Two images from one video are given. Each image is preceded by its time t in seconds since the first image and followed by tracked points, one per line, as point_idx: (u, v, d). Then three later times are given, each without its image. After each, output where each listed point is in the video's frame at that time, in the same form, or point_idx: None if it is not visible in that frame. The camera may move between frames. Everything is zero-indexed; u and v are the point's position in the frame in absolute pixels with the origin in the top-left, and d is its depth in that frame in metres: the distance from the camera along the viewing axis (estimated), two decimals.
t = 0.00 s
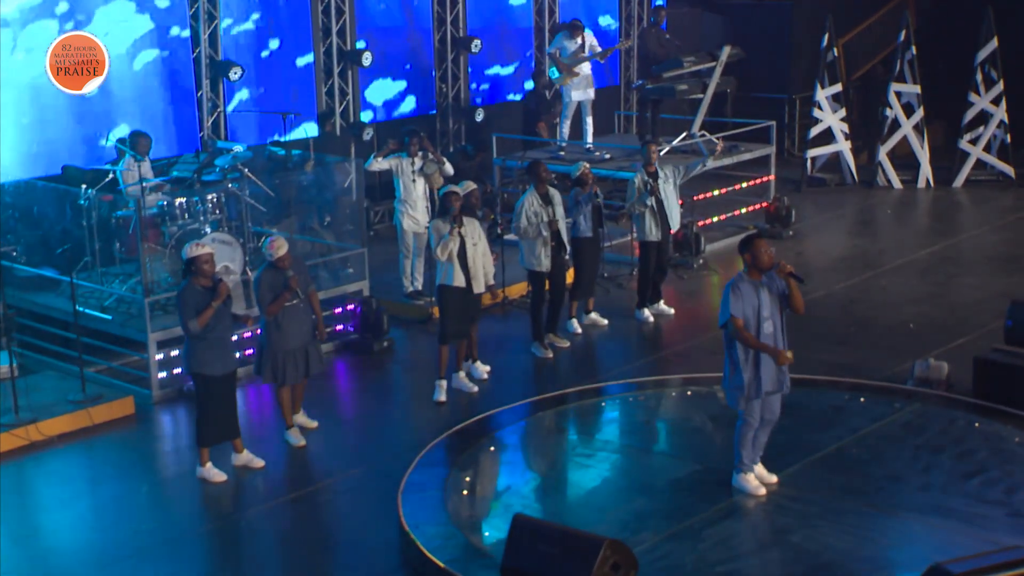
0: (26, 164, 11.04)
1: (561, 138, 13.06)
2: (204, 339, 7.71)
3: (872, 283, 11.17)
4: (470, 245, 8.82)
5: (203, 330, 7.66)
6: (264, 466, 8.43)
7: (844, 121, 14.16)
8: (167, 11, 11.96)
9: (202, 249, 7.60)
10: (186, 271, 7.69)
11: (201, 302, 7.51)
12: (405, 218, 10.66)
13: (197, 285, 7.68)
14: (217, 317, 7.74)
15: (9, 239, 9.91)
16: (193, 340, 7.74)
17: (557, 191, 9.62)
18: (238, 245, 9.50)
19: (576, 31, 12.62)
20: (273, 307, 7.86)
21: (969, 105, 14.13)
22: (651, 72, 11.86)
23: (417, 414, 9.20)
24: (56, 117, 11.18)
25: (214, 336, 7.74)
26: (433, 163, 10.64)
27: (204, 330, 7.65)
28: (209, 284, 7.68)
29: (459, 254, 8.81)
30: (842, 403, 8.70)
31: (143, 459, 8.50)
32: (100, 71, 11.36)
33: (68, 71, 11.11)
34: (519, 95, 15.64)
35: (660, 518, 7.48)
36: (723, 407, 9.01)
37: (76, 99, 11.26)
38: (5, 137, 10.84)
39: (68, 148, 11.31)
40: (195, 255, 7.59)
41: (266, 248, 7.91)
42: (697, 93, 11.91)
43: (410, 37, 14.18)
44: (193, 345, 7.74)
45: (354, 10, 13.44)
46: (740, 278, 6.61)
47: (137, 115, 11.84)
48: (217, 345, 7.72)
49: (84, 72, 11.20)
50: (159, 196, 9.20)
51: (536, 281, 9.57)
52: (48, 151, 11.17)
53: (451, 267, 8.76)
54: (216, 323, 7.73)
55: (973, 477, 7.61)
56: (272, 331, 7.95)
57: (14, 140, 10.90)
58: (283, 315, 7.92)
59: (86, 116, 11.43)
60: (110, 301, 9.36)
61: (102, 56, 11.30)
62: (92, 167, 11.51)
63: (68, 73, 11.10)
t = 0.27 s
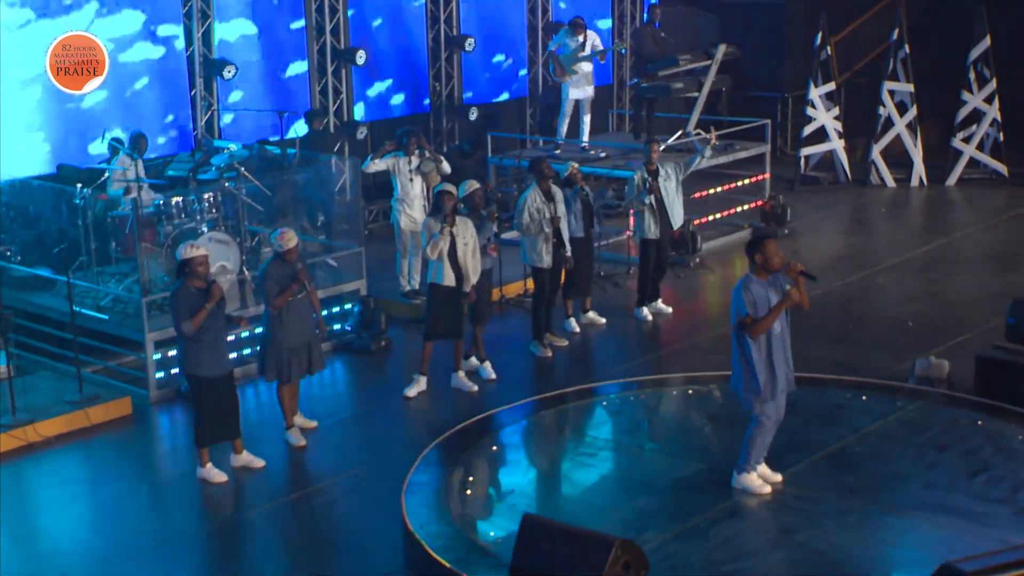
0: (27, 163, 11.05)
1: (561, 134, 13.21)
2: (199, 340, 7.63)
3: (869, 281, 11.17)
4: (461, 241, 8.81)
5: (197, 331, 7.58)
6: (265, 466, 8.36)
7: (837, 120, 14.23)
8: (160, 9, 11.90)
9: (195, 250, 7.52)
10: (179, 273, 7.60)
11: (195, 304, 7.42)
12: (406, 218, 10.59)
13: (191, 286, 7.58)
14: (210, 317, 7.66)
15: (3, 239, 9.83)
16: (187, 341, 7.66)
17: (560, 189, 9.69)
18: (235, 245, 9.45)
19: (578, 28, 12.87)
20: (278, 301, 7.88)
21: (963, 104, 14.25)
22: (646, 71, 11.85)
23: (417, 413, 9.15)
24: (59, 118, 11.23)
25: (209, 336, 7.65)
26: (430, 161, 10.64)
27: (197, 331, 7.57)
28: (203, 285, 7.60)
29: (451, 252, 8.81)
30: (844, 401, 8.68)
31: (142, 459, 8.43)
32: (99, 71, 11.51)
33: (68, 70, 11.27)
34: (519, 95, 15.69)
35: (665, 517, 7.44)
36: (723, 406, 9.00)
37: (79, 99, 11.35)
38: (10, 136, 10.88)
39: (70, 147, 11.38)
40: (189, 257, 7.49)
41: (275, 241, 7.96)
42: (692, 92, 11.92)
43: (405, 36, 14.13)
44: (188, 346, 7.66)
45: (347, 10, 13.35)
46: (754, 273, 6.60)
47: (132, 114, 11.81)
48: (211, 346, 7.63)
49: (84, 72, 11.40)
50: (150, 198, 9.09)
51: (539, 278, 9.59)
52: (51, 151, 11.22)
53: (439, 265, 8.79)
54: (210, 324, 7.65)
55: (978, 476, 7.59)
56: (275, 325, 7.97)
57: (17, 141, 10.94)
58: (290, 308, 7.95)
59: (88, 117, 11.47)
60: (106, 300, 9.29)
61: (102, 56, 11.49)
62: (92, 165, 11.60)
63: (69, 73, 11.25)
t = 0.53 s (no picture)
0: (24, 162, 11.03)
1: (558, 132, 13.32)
2: (197, 339, 7.44)
3: (866, 279, 11.18)
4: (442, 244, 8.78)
5: (195, 330, 7.40)
6: (267, 466, 8.31)
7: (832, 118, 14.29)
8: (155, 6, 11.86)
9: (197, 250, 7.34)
10: (178, 271, 7.42)
11: (194, 303, 7.23)
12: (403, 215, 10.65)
13: (190, 285, 7.39)
14: (209, 316, 7.46)
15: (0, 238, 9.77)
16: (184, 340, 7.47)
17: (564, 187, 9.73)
18: (232, 241, 9.32)
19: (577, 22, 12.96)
20: (285, 295, 7.90)
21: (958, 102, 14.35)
22: (641, 68, 11.89)
23: (418, 412, 9.11)
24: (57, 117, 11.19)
25: (207, 335, 7.47)
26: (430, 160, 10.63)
27: (195, 332, 7.39)
28: (201, 284, 7.41)
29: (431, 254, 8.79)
30: (847, 399, 8.67)
31: (142, 459, 8.36)
32: (100, 72, 11.46)
33: (68, 71, 11.21)
34: (514, 93, 15.70)
35: (672, 514, 7.41)
36: (725, 404, 8.99)
37: (78, 99, 11.31)
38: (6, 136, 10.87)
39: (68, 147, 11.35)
40: (188, 255, 7.32)
41: (286, 236, 7.99)
42: (689, 89, 11.95)
43: (400, 34, 14.11)
44: (186, 345, 7.47)
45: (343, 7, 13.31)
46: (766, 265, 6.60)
47: (128, 112, 11.78)
48: (210, 345, 7.45)
49: (84, 72, 11.32)
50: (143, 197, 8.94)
51: (540, 274, 9.58)
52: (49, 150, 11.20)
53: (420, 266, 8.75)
54: (209, 323, 7.45)
55: (984, 473, 7.58)
56: (281, 320, 8.00)
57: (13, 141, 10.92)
58: (294, 303, 7.98)
59: (87, 116, 11.46)
60: (105, 299, 9.23)
61: (102, 56, 11.45)
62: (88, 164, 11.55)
63: (69, 73, 11.19)
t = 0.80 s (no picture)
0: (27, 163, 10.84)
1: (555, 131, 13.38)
2: (202, 335, 7.39)
3: (866, 277, 11.17)
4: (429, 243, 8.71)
5: (199, 327, 7.33)
6: (269, 466, 8.26)
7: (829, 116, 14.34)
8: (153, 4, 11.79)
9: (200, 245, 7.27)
10: (181, 268, 7.34)
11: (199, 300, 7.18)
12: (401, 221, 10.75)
13: (194, 282, 7.33)
14: (213, 313, 7.41)
15: None
16: (188, 336, 7.42)
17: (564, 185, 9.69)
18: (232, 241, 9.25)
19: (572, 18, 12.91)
20: (286, 292, 7.86)
21: (955, 100, 14.42)
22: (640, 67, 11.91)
23: (421, 411, 9.07)
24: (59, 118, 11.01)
25: (211, 331, 7.42)
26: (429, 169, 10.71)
27: (199, 328, 7.33)
28: (205, 281, 7.35)
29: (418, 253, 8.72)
30: (852, 397, 8.66)
31: (143, 458, 8.31)
32: (99, 72, 11.41)
33: (68, 70, 11.10)
34: (512, 91, 15.69)
35: (680, 513, 7.38)
36: (729, 403, 8.96)
37: (80, 99, 11.19)
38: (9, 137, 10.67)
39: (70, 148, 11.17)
40: (192, 252, 7.24)
41: (290, 233, 7.93)
42: (688, 88, 11.96)
43: (398, 33, 14.06)
44: (190, 341, 7.42)
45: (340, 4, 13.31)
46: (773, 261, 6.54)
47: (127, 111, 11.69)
48: (214, 342, 7.40)
49: (84, 72, 11.27)
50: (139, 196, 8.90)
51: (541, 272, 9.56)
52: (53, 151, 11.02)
53: (404, 263, 8.71)
54: (213, 319, 7.41)
55: (991, 471, 7.57)
56: (284, 318, 7.94)
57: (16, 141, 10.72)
58: (296, 300, 7.94)
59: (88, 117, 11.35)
60: (104, 298, 9.16)
61: (102, 56, 11.41)
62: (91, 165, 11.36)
63: (69, 73, 11.08)
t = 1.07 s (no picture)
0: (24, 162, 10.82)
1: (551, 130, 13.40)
2: (207, 332, 7.34)
3: (864, 275, 11.18)
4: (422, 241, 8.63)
5: (204, 322, 7.30)
6: (271, 465, 8.21)
7: (824, 115, 14.38)
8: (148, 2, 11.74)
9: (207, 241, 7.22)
10: (186, 264, 7.30)
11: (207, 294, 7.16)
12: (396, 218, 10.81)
13: (199, 277, 7.29)
14: (218, 308, 7.37)
15: None
16: (193, 332, 7.37)
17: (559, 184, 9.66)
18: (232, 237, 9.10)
19: (560, 14, 12.83)
20: (286, 292, 7.80)
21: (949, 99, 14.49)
22: (636, 64, 11.96)
23: (423, 410, 9.03)
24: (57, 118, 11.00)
25: (216, 327, 7.37)
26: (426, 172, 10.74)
27: (204, 324, 7.30)
28: (211, 276, 7.31)
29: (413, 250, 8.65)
30: (855, 395, 8.65)
31: (144, 458, 8.25)
32: (99, 72, 11.40)
33: (68, 70, 11.12)
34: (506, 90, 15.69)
35: (686, 511, 7.35)
36: (732, 401, 8.95)
37: (80, 99, 11.18)
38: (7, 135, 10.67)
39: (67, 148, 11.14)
40: (197, 248, 7.20)
41: (290, 232, 7.83)
42: (685, 86, 12.01)
43: (394, 31, 14.03)
44: (194, 337, 7.37)
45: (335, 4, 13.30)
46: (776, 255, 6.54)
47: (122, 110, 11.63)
48: (219, 337, 7.36)
49: (84, 72, 11.26)
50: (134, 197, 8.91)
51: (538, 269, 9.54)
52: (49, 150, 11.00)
53: (400, 262, 8.66)
54: (219, 315, 7.37)
55: (996, 468, 7.57)
56: (283, 320, 7.88)
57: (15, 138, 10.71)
58: (295, 299, 7.87)
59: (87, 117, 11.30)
60: (102, 297, 9.09)
61: (102, 57, 11.42)
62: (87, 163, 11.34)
63: (69, 73, 11.09)
